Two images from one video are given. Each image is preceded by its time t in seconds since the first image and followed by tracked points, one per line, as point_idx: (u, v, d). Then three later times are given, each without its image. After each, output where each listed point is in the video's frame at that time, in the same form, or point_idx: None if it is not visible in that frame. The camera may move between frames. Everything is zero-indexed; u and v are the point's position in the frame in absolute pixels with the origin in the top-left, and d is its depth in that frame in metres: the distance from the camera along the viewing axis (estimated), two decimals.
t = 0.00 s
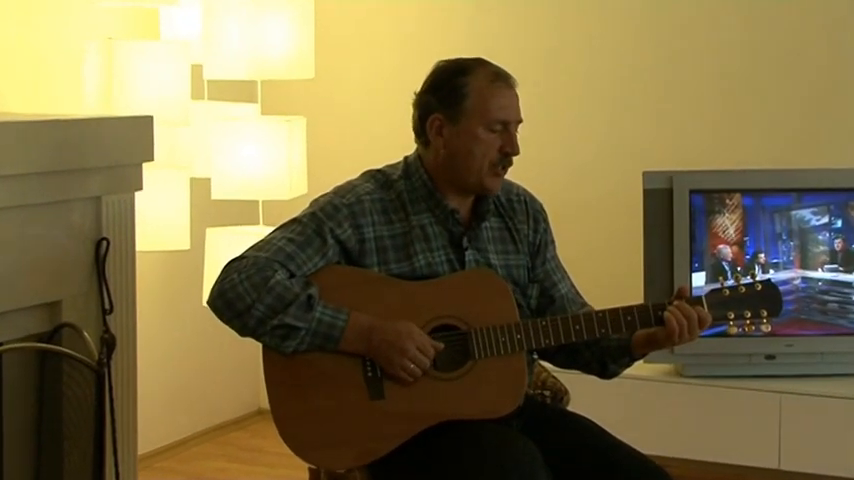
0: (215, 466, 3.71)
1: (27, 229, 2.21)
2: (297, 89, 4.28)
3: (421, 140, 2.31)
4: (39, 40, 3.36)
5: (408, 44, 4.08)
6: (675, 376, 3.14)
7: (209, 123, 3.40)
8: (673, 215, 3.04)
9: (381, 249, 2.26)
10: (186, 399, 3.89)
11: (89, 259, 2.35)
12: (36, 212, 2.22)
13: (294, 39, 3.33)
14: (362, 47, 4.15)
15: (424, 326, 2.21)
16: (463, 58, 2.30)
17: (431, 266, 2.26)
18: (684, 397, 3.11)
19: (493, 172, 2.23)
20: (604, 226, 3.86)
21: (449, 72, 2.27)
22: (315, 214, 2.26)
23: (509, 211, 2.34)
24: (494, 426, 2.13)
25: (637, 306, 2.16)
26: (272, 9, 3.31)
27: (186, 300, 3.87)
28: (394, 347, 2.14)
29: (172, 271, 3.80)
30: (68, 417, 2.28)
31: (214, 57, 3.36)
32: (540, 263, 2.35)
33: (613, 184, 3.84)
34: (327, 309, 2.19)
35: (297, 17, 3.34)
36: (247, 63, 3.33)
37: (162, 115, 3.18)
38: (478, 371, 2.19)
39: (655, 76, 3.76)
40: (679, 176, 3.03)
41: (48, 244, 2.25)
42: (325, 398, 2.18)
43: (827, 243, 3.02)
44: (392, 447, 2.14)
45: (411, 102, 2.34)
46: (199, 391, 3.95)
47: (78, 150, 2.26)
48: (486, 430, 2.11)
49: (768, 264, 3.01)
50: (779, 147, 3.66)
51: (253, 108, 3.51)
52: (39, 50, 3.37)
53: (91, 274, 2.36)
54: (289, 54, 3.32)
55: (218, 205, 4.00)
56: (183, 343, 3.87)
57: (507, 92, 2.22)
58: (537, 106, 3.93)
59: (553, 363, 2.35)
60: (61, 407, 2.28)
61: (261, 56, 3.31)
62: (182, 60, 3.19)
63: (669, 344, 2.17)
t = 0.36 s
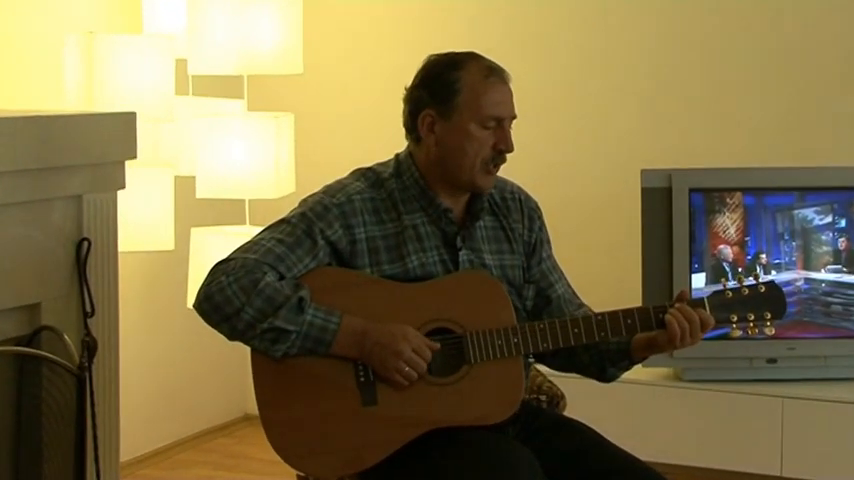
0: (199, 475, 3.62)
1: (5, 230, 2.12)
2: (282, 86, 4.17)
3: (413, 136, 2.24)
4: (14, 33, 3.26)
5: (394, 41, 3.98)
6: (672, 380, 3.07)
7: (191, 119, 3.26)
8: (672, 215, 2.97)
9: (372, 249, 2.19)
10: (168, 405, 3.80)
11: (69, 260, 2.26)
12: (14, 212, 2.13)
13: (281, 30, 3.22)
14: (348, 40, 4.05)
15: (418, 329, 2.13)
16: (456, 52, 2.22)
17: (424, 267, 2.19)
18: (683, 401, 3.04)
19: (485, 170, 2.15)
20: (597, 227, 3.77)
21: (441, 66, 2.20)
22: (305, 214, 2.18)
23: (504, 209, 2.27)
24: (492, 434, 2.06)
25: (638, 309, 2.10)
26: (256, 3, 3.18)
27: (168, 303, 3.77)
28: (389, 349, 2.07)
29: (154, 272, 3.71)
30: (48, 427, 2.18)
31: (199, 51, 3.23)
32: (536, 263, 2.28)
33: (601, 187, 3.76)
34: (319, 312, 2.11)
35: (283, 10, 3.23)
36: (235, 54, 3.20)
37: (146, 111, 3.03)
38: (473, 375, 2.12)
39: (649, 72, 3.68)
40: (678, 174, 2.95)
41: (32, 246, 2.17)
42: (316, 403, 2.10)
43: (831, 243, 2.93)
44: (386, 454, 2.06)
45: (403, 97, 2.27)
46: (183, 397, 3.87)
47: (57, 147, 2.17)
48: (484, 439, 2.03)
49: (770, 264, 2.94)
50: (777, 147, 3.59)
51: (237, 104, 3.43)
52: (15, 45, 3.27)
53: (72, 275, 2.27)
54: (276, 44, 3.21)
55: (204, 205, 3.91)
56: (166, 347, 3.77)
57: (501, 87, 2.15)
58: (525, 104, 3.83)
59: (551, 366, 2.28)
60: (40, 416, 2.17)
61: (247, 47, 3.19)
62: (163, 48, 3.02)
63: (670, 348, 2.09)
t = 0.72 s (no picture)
0: None
1: None
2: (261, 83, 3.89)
3: (405, 133, 2.17)
4: None
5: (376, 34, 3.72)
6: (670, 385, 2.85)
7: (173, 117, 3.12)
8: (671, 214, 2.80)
9: (362, 250, 2.11)
10: (153, 409, 3.66)
11: (49, 261, 2.19)
12: None
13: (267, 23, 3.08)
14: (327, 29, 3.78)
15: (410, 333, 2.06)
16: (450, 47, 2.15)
17: (416, 268, 2.11)
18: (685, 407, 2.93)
19: (475, 171, 2.08)
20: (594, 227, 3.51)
21: (434, 62, 2.12)
22: (292, 213, 2.10)
23: (499, 209, 2.19)
24: (487, 440, 2.00)
25: (636, 313, 2.02)
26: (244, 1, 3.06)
27: (153, 303, 3.64)
28: (379, 354, 1.99)
29: (132, 277, 3.54)
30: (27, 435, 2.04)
31: (181, 45, 3.10)
32: (532, 265, 2.21)
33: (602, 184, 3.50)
34: (307, 315, 2.03)
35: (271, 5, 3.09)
36: (219, 49, 3.07)
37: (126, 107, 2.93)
38: (466, 380, 2.05)
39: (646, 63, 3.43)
40: (677, 172, 2.78)
41: (1, 241, 2.08)
42: (303, 409, 2.03)
43: (834, 243, 2.77)
44: (375, 461, 2.00)
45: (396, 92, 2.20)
46: (167, 402, 3.71)
47: (34, 145, 2.10)
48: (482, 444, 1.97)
49: (771, 267, 2.78)
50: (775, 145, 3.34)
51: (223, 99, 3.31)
52: None
53: (52, 277, 2.19)
54: (261, 39, 3.07)
55: (191, 203, 3.78)
56: (152, 350, 3.64)
57: (494, 86, 2.07)
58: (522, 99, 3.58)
59: (546, 371, 2.21)
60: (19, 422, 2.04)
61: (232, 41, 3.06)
62: (148, 44, 2.94)
63: (670, 355, 2.03)
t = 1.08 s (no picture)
0: None
1: None
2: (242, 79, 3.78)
3: (394, 130, 2.09)
4: None
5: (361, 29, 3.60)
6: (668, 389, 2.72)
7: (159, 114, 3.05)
8: (669, 213, 2.63)
9: (351, 248, 2.03)
10: (132, 415, 3.58)
11: (27, 261, 2.11)
12: None
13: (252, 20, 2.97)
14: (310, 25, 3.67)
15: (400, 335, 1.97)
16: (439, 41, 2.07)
17: (405, 268, 2.03)
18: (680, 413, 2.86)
19: (469, 168, 2.01)
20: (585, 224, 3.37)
21: (423, 56, 2.05)
22: (278, 209, 2.02)
23: (491, 209, 2.12)
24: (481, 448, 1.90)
25: (633, 317, 1.95)
26: None
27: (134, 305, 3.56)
28: (371, 326, 1.89)
29: (112, 278, 3.46)
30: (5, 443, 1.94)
31: (164, 40, 2.98)
32: (524, 266, 2.14)
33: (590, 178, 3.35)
34: (296, 301, 1.94)
35: None
36: (202, 44, 2.96)
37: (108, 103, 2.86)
38: (459, 385, 1.96)
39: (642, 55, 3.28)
40: (675, 171, 2.61)
41: None
42: (290, 410, 1.93)
43: (846, 246, 2.58)
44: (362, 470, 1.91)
45: (384, 88, 2.12)
46: (147, 408, 3.63)
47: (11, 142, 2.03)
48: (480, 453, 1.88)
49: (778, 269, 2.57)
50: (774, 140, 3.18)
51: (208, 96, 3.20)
52: None
53: (30, 279, 2.12)
54: (245, 35, 2.96)
55: (175, 203, 3.70)
56: (132, 353, 3.56)
57: (486, 80, 2.00)
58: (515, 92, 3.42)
59: (539, 376, 2.14)
60: None
61: (216, 37, 2.95)
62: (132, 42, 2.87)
63: (666, 358, 1.97)
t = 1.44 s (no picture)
0: None
1: None
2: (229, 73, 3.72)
3: (385, 126, 2.01)
4: None
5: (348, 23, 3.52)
6: (665, 393, 2.61)
7: (139, 110, 2.98)
8: (666, 212, 2.53)
9: (339, 247, 1.94)
10: (112, 421, 3.51)
11: (3, 263, 2.04)
12: None
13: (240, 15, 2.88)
14: (297, 19, 3.60)
15: (388, 339, 1.88)
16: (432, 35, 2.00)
17: (394, 269, 1.94)
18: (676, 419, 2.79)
19: (462, 164, 1.93)
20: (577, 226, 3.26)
21: (416, 51, 1.97)
22: (268, 208, 1.91)
23: (483, 208, 2.05)
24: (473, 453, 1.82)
25: (628, 316, 1.87)
26: None
27: (113, 308, 3.49)
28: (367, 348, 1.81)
29: (90, 280, 3.39)
30: None
31: (147, 33, 2.90)
32: (518, 269, 2.07)
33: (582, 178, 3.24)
34: (290, 319, 1.84)
35: None
36: (187, 38, 2.88)
37: (87, 100, 2.80)
38: (448, 391, 1.88)
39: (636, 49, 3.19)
40: (673, 168, 2.51)
41: None
42: (275, 416, 1.84)
43: (849, 246, 2.48)
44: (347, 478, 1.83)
45: (375, 83, 2.05)
46: (129, 414, 3.56)
47: None
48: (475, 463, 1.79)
49: (779, 272, 2.47)
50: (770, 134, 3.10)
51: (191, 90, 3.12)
52: None
53: (6, 281, 2.05)
54: (233, 32, 2.87)
55: (156, 203, 3.63)
56: (111, 358, 3.49)
57: (481, 74, 1.93)
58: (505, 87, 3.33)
59: (530, 381, 2.07)
60: None
61: (202, 32, 2.86)
62: (111, 36, 2.80)
63: (661, 359, 1.88)
